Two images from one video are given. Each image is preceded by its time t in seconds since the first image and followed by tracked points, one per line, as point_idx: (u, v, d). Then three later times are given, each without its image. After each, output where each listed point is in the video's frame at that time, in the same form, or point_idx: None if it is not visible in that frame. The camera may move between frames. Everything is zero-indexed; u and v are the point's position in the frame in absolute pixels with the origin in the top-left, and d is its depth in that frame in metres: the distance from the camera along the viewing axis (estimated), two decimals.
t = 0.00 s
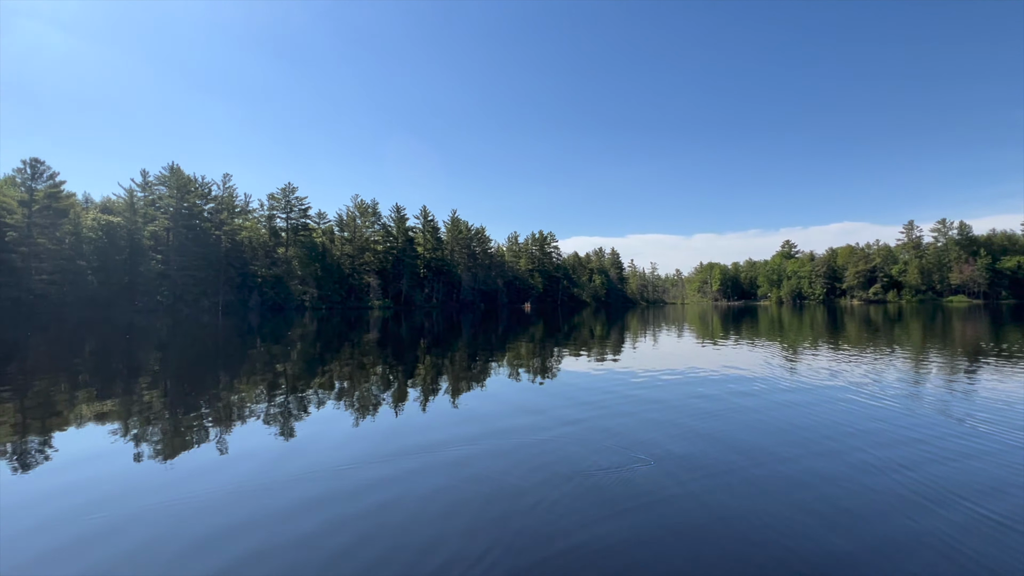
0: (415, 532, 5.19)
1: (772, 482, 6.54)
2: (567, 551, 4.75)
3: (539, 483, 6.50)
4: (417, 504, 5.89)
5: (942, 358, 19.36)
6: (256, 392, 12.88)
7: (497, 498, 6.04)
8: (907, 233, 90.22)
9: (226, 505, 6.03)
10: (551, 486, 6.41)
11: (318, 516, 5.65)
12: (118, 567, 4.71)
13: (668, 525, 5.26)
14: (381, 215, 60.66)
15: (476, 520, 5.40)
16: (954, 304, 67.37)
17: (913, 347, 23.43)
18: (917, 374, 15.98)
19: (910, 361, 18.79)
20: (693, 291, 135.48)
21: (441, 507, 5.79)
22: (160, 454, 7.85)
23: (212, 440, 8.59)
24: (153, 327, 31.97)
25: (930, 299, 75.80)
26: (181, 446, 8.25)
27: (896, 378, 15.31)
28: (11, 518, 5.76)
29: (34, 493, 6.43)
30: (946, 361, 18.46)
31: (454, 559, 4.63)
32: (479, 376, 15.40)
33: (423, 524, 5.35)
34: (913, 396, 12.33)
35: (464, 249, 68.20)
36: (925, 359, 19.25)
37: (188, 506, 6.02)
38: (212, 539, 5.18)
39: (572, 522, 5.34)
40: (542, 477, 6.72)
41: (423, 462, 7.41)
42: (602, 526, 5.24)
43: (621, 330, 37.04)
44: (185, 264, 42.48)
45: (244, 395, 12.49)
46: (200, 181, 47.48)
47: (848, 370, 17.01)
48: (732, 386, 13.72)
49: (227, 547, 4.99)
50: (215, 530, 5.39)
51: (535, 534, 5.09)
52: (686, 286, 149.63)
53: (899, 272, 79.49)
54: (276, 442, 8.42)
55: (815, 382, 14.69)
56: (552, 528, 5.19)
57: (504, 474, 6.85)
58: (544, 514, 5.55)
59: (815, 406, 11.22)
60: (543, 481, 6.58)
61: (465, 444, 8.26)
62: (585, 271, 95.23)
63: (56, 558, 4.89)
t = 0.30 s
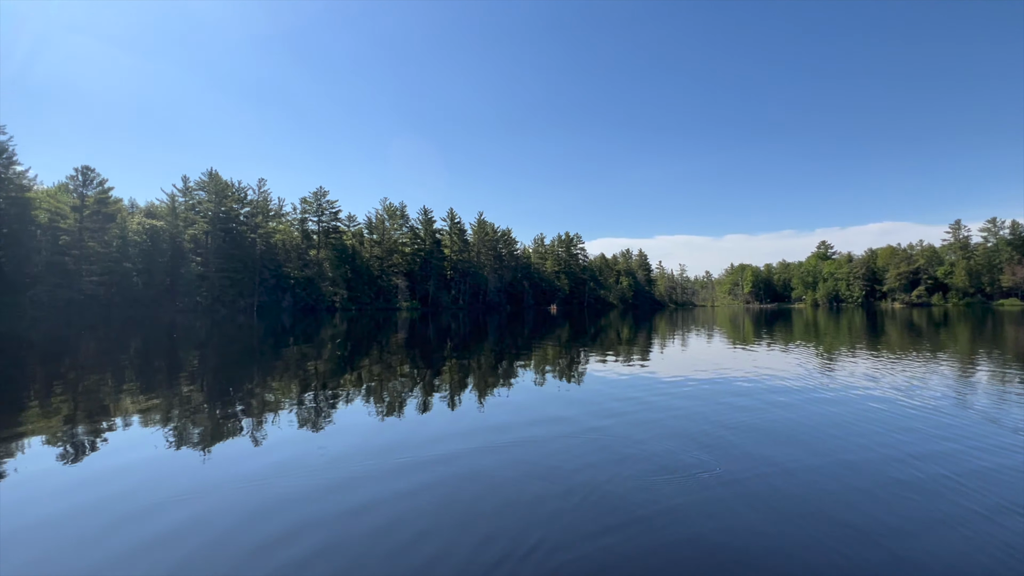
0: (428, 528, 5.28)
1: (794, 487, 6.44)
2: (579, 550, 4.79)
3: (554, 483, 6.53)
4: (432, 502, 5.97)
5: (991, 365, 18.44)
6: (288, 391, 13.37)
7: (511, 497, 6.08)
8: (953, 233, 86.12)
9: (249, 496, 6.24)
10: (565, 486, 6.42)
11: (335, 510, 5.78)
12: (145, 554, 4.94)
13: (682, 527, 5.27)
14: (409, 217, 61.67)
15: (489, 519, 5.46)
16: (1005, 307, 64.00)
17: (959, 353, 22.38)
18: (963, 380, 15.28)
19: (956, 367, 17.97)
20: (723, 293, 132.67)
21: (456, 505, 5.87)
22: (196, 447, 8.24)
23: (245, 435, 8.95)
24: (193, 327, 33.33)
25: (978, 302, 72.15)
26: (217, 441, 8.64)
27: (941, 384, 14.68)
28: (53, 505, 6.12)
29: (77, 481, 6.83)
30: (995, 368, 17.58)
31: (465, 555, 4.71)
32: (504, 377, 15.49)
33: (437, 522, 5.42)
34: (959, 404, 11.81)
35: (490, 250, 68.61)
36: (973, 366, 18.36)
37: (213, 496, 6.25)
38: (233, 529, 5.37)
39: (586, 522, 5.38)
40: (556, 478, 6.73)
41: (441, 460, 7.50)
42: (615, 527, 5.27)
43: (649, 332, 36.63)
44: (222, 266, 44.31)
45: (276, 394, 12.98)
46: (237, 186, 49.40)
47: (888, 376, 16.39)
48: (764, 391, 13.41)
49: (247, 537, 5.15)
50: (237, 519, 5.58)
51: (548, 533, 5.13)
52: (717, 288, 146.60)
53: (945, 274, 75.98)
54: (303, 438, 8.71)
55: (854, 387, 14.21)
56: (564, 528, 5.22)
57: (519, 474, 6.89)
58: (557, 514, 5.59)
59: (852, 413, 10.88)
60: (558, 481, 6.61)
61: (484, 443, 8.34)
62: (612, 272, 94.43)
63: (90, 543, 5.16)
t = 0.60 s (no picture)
0: (439, 526, 5.37)
1: (820, 492, 6.29)
2: (593, 549, 4.81)
3: (568, 484, 6.54)
4: (445, 500, 6.07)
5: None
6: (319, 389, 13.80)
7: (524, 497, 6.12)
8: (1003, 232, 81.79)
9: (267, 490, 6.45)
10: (579, 487, 6.41)
11: (348, 505, 5.92)
12: (168, 538, 5.18)
13: (699, 529, 5.23)
14: (436, 219, 62.50)
15: (501, 519, 5.52)
16: None
17: (1010, 359, 21.32)
18: (1014, 387, 14.60)
19: (1006, 374, 17.15)
20: (755, 294, 129.20)
21: (468, 505, 5.93)
22: (234, 442, 8.61)
23: (279, 432, 9.27)
24: (230, 327, 34.54)
25: None
26: (253, 437, 8.99)
27: (990, 391, 14.06)
28: (91, 490, 6.48)
29: (115, 469, 7.22)
30: None
31: (476, 552, 4.78)
32: (530, 379, 15.60)
33: (448, 520, 5.50)
34: (1010, 412, 11.31)
35: (516, 252, 68.83)
36: None
37: (236, 488, 6.50)
38: (250, 520, 5.56)
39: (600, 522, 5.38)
40: (570, 479, 6.73)
41: (456, 461, 7.60)
42: (630, 527, 5.25)
43: (677, 335, 36.13)
44: (257, 267, 45.96)
45: (308, 392, 13.41)
46: (271, 190, 51.14)
47: (932, 382, 15.78)
48: (800, 395, 13.13)
49: (263, 527, 5.34)
50: (255, 511, 5.80)
51: (559, 534, 5.15)
52: (748, 289, 142.95)
53: (995, 276, 72.10)
54: (329, 435, 8.97)
55: (895, 393, 13.76)
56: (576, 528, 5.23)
57: (533, 475, 6.93)
58: (571, 514, 5.61)
59: (893, 418, 10.57)
60: (572, 482, 6.62)
61: (500, 443, 8.41)
62: (640, 273, 93.24)
63: (118, 527, 5.43)
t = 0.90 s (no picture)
0: (457, 520, 5.41)
1: (853, 500, 6.10)
2: (613, 547, 4.80)
3: (587, 484, 6.50)
4: (459, 498, 6.07)
5: None
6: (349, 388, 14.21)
7: (540, 497, 6.07)
8: None
9: (284, 487, 6.55)
10: (598, 488, 6.35)
11: (361, 503, 5.95)
12: (186, 530, 5.34)
13: (723, 531, 5.16)
14: (462, 220, 63.11)
15: (516, 517, 5.49)
16: None
17: None
18: None
19: None
20: (789, 296, 125.36)
21: (483, 502, 5.92)
22: (268, 437, 9.00)
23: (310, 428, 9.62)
24: (263, 326, 35.62)
25: None
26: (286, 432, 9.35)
27: None
28: (125, 481, 6.78)
29: (149, 463, 7.54)
30: None
31: (490, 547, 4.78)
32: (555, 380, 15.65)
33: (461, 516, 5.51)
34: None
35: (542, 253, 68.82)
36: None
37: (256, 486, 6.64)
38: (262, 515, 5.65)
39: (620, 522, 5.34)
40: (589, 480, 6.65)
41: (472, 460, 7.59)
42: (650, 526, 5.22)
43: (707, 337, 35.46)
44: (290, 268, 47.43)
45: (338, 390, 13.83)
46: (303, 193, 52.69)
47: (978, 389, 15.11)
48: (833, 400, 12.82)
49: (274, 523, 5.42)
50: (270, 506, 5.92)
51: (577, 532, 5.10)
52: (782, 291, 138.86)
53: None
54: (356, 432, 9.19)
55: (936, 400, 13.27)
56: (594, 527, 5.20)
57: (552, 475, 6.88)
58: (590, 513, 5.58)
59: (933, 426, 10.23)
60: (593, 483, 6.57)
61: (521, 444, 8.41)
62: (668, 274, 91.72)
63: (141, 518, 5.63)
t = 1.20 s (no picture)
0: (463, 521, 5.40)
1: (880, 504, 5.96)
2: (625, 547, 4.83)
3: (601, 485, 6.50)
4: (467, 495, 6.12)
5: None
6: (376, 387, 14.45)
7: (549, 497, 6.10)
8: None
9: (298, 483, 6.67)
10: (611, 490, 6.33)
11: (367, 498, 6.06)
12: (198, 522, 5.51)
13: (740, 534, 5.14)
14: (487, 221, 63.46)
15: (523, 515, 5.53)
16: None
17: None
18: None
19: None
20: (824, 298, 121.33)
21: (491, 500, 5.98)
22: (296, 433, 9.21)
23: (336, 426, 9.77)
24: (295, 325, 36.50)
25: None
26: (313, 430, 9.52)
27: None
28: (154, 472, 7.10)
29: (181, 454, 7.89)
30: None
31: (494, 547, 4.84)
32: (581, 382, 15.51)
33: (467, 514, 5.58)
34: None
35: (567, 253, 68.56)
36: None
37: (271, 478, 6.85)
38: (272, 509, 5.79)
39: (634, 523, 5.36)
40: (601, 481, 6.63)
41: (483, 458, 7.65)
42: (664, 529, 5.22)
43: (737, 339, 34.67)
44: (320, 268, 48.55)
45: (365, 389, 14.06)
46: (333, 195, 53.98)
47: None
48: (870, 404, 12.38)
49: (281, 518, 5.55)
50: (281, 499, 6.08)
51: (586, 533, 5.13)
52: (816, 293, 134.51)
53: None
54: (381, 428, 9.42)
55: (981, 405, 12.64)
56: (603, 528, 5.22)
57: (564, 475, 6.90)
58: (602, 513, 5.59)
59: (976, 431, 9.77)
60: (607, 484, 6.57)
61: (538, 443, 8.46)
62: (697, 275, 90.00)
63: (161, 509, 5.87)
